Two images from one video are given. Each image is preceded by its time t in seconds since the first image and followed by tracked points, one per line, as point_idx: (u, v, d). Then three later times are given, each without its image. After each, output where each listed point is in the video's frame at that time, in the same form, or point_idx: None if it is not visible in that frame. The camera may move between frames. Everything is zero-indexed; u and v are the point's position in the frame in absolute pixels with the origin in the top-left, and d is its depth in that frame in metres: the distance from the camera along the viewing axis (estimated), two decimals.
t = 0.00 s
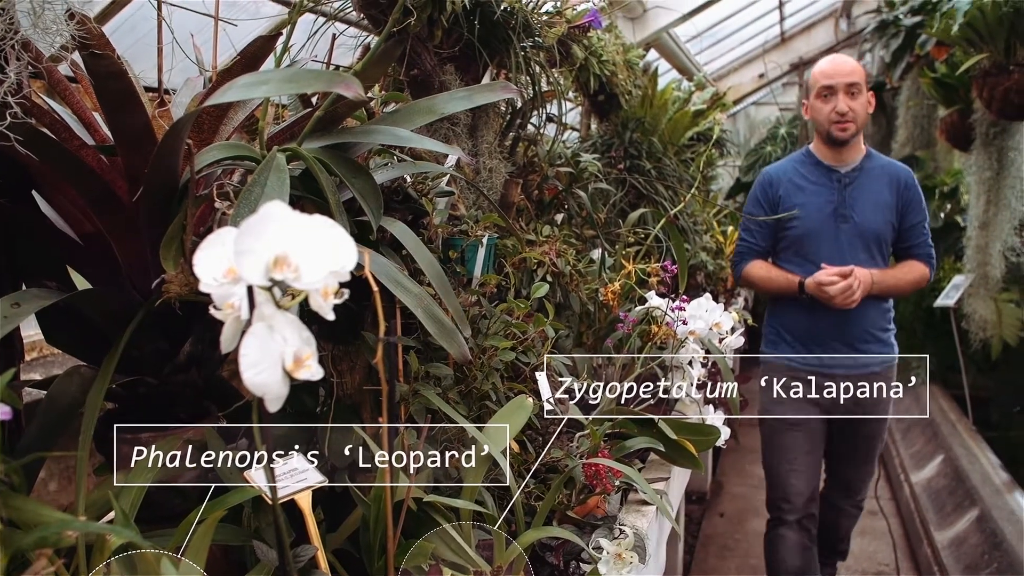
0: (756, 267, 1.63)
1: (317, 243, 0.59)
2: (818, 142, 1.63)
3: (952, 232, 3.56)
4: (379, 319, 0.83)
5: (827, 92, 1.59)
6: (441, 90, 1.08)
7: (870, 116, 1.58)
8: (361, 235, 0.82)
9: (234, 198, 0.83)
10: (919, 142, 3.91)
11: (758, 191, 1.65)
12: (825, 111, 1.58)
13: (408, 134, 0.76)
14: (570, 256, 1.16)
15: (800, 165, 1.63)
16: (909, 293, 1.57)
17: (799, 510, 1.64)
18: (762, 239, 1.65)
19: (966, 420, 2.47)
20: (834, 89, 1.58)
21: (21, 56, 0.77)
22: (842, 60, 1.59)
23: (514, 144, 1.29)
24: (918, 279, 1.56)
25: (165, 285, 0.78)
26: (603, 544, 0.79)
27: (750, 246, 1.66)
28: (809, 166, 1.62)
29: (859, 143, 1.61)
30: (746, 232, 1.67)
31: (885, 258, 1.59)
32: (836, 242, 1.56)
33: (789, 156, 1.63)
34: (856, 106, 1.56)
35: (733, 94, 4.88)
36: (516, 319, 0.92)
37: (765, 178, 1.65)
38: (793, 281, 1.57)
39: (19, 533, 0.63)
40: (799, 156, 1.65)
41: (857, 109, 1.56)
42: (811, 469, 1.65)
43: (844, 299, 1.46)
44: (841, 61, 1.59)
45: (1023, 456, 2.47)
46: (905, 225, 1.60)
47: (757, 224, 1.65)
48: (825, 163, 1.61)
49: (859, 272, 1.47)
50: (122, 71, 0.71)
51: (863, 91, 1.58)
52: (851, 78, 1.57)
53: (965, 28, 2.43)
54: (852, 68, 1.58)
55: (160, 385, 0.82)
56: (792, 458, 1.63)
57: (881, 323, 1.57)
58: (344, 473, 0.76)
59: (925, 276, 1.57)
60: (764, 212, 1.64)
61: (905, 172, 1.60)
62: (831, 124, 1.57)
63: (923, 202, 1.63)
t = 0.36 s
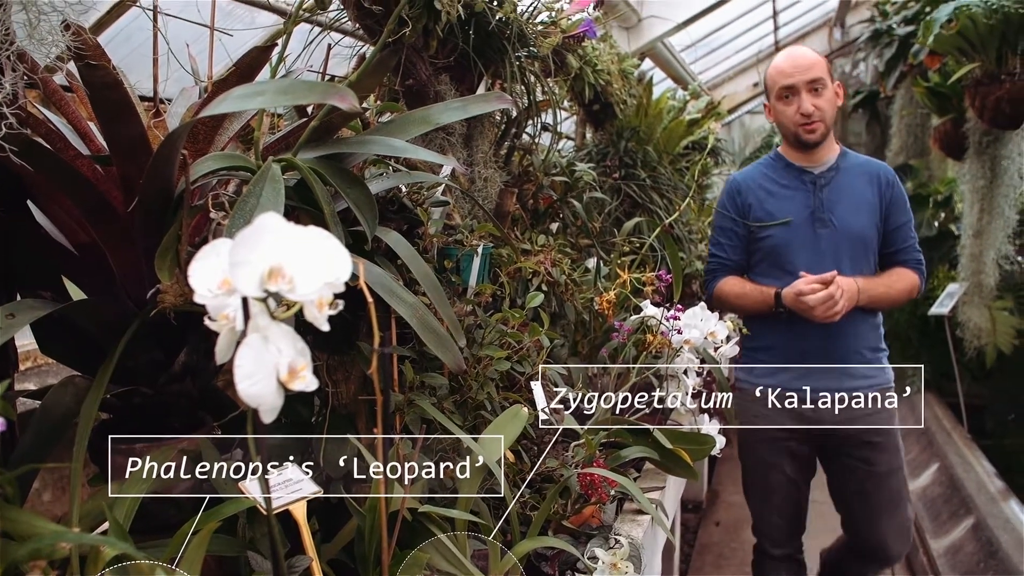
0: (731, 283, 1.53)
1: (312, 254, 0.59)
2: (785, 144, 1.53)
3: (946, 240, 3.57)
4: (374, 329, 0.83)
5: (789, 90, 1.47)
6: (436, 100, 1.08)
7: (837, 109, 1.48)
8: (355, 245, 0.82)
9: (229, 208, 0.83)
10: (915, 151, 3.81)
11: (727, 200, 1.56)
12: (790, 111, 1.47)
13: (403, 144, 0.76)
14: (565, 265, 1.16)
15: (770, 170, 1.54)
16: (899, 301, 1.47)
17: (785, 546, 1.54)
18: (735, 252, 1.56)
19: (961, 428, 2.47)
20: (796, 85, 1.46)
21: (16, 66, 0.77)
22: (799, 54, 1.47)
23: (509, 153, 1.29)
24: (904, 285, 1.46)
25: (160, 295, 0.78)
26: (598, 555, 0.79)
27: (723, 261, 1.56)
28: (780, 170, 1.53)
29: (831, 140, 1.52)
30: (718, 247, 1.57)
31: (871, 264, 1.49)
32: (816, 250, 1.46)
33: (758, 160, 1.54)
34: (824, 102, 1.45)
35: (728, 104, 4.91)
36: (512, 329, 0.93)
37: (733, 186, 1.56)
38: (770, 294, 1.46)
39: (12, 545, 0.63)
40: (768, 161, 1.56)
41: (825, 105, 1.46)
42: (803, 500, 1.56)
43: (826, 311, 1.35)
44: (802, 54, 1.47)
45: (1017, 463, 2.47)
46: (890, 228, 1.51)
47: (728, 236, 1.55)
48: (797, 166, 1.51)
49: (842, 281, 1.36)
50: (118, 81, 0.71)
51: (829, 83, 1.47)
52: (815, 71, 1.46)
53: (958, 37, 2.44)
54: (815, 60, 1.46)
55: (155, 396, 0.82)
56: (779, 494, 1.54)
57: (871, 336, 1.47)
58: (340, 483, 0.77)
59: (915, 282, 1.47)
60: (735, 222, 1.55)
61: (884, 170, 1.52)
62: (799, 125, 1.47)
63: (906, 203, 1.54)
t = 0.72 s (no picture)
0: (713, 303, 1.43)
1: (307, 268, 0.59)
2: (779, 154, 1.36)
3: (941, 250, 3.59)
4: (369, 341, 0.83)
5: (779, 97, 1.31)
6: (433, 113, 1.08)
7: (834, 119, 1.30)
8: (351, 258, 0.82)
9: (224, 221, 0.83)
10: (909, 162, 3.90)
11: (717, 214, 1.46)
12: (778, 120, 1.31)
13: (398, 157, 0.76)
14: (560, 277, 1.16)
15: (762, 182, 1.40)
16: (900, 337, 1.28)
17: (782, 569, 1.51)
18: (722, 269, 1.45)
19: (957, 438, 2.48)
20: (785, 91, 1.30)
21: (13, 79, 0.77)
22: (796, 55, 1.30)
23: (505, 165, 1.29)
24: (912, 321, 1.26)
25: (157, 307, 0.78)
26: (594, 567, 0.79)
27: (710, 278, 1.46)
28: (772, 183, 1.39)
29: (831, 151, 1.34)
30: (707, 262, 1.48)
31: (870, 293, 1.31)
32: (798, 273, 1.32)
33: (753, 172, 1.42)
34: (815, 112, 1.28)
35: (723, 115, 4.94)
36: (507, 341, 0.93)
37: (722, 198, 1.45)
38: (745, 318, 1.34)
39: (6, 561, 0.62)
40: (764, 172, 1.42)
41: (818, 115, 1.29)
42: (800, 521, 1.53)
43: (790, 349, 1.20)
44: (795, 55, 1.30)
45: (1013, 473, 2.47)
46: (898, 251, 1.30)
47: (716, 252, 1.45)
48: (790, 179, 1.37)
49: (814, 312, 1.21)
50: (115, 95, 0.71)
51: (825, 88, 1.29)
52: (807, 76, 1.28)
53: (949, 50, 2.46)
54: (809, 63, 1.29)
55: (151, 409, 0.82)
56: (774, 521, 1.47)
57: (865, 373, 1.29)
58: (335, 496, 0.77)
59: (922, 316, 1.27)
60: (722, 238, 1.45)
61: (895, 186, 1.31)
62: (787, 136, 1.31)
63: (924, 224, 1.32)
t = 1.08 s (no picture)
0: (730, 314, 1.34)
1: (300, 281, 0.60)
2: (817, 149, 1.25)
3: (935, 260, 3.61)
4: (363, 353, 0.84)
5: (818, 84, 1.18)
6: (427, 125, 1.08)
7: (877, 118, 1.17)
8: (345, 271, 0.82)
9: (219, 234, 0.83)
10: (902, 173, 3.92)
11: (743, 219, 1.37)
12: (814, 111, 1.19)
13: (393, 170, 0.77)
14: (555, 289, 1.18)
15: (793, 183, 1.30)
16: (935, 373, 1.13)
17: None
18: (744, 278, 1.36)
19: (952, 448, 2.49)
20: (827, 79, 1.17)
21: (8, 93, 0.77)
22: (846, 39, 1.17)
23: (499, 177, 1.30)
24: (952, 356, 1.11)
25: (150, 320, 0.78)
26: None
27: (729, 288, 1.39)
28: (804, 184, 1.29)
29: (872, 154, 1.22)
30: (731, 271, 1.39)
31: (904, 318, 1.18)
32: (821, 287, 1.21)
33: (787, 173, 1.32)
34: (858, 105, 1.15)
35: (717, 125, 4.97)
36: (501, 353, 0.95)
37: (749, 198, 1.36)
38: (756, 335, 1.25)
39: None
40: (798, 171, 1.32)
41: (860, 109, 1.16)
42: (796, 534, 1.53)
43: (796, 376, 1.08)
44: (843, 39, 1.16)
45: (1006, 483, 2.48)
46: (940, 273, 1.16)
47: (740, 260, 1.37)
48: (823, 181, 1.26)
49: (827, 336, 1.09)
50: (109, 108, 0.71)
51: (873, 81, 1.15)
52: (854, 65, 1.15)
53: (940, 63, 2.49)
54: (859, 49, 1.15)
55: (145, 421, 0.82)
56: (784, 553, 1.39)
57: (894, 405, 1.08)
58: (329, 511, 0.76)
59: (963, 351, 1.11)
60: (745, 243, 1.36)
61: (946, 198, 1.16)
62: (820, 131, 1.19)
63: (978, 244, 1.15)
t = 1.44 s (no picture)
0: (737, 335, 1.30)
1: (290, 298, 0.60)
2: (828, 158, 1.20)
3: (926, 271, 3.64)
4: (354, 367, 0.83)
5: (831, 82, 1.12)
6: (418, 139, 1.08)
7: (896, 118, 1.10)
8: (337, 285, 0.82)
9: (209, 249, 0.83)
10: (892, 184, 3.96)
11: (746, 229, 1.32)
12: (826, 111, 1.13)
13: (383, 186, 0.77)
14: (546, 303, 1.19)
15: (802, 194, 1.25)
16: (969, 402, 1.06)
17: None
18: (749, 296, 1.32)
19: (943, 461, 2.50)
20: (839, 77, 1.11)
21: None
22: (860, 30, 1.10)
23: (491, 190, 1.30)
24: (984, 384, 1.05)
25: (140, 335, 0.78)
26: None
27: (732, 306, 1.35)
28: (816, 194, 1.23)
29: (891, 161, 1.15)
30: (736, 288, 1.34)
31: (926, 344, 1.12)
32: (837, 309, 1.16)
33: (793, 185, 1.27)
34: (874, 105, 1.09)
35: (707, 138, 5.00)
36: (492, 367, 0.95)
37: (755, 210, 1.31)
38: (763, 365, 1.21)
39: None
40: (809, 180, 1.27)
41: (876, 109, 1.09)
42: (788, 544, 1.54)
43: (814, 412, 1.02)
44: (856, 33, 1.10)
45: (997, 494, 2.51)
46: (969, 294, 1.10)
47: (744, 276, 1.33)
48: (837, 191, 1.20)
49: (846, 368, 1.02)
50: (101, 123, 0.71)
51: (890, 77, 1.09)
52: (868, 59, 1.08)
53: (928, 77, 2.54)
54: (874, 41, 1.09)
55: (134, 436, 0.81)
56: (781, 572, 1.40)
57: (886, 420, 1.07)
58: (319, 524, 0.78)
59: (995, 380, 1.05)
60: (749, 260, 1.31)
61: (976, 208, 1.09)
62: (835, 135, 1.13)
63: (1012, 260, 1.08)
